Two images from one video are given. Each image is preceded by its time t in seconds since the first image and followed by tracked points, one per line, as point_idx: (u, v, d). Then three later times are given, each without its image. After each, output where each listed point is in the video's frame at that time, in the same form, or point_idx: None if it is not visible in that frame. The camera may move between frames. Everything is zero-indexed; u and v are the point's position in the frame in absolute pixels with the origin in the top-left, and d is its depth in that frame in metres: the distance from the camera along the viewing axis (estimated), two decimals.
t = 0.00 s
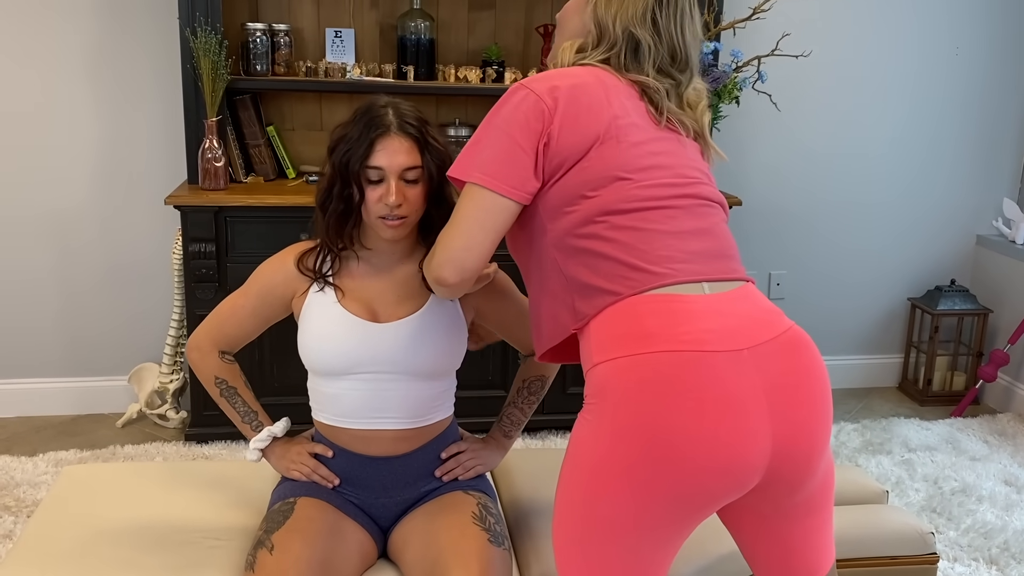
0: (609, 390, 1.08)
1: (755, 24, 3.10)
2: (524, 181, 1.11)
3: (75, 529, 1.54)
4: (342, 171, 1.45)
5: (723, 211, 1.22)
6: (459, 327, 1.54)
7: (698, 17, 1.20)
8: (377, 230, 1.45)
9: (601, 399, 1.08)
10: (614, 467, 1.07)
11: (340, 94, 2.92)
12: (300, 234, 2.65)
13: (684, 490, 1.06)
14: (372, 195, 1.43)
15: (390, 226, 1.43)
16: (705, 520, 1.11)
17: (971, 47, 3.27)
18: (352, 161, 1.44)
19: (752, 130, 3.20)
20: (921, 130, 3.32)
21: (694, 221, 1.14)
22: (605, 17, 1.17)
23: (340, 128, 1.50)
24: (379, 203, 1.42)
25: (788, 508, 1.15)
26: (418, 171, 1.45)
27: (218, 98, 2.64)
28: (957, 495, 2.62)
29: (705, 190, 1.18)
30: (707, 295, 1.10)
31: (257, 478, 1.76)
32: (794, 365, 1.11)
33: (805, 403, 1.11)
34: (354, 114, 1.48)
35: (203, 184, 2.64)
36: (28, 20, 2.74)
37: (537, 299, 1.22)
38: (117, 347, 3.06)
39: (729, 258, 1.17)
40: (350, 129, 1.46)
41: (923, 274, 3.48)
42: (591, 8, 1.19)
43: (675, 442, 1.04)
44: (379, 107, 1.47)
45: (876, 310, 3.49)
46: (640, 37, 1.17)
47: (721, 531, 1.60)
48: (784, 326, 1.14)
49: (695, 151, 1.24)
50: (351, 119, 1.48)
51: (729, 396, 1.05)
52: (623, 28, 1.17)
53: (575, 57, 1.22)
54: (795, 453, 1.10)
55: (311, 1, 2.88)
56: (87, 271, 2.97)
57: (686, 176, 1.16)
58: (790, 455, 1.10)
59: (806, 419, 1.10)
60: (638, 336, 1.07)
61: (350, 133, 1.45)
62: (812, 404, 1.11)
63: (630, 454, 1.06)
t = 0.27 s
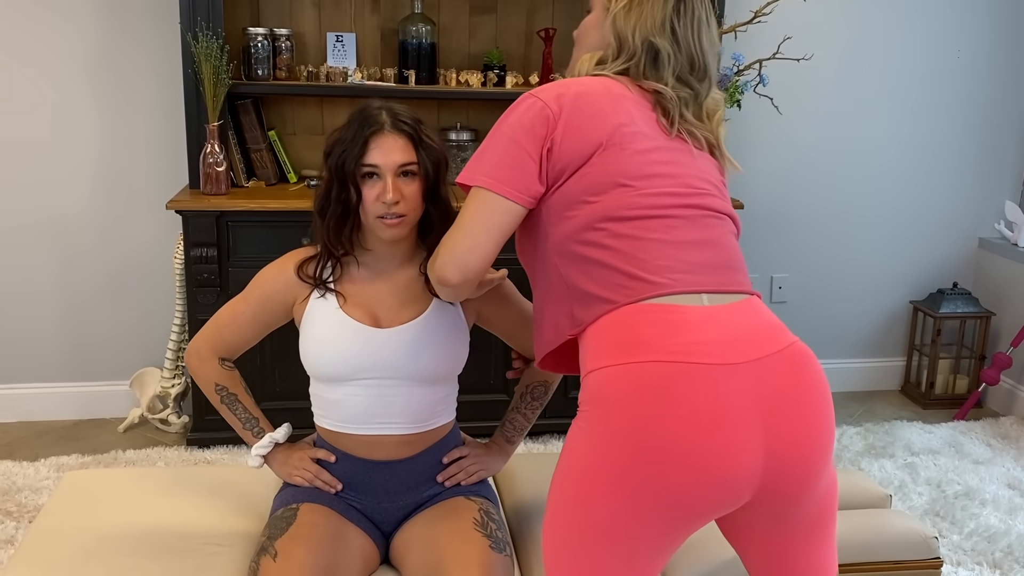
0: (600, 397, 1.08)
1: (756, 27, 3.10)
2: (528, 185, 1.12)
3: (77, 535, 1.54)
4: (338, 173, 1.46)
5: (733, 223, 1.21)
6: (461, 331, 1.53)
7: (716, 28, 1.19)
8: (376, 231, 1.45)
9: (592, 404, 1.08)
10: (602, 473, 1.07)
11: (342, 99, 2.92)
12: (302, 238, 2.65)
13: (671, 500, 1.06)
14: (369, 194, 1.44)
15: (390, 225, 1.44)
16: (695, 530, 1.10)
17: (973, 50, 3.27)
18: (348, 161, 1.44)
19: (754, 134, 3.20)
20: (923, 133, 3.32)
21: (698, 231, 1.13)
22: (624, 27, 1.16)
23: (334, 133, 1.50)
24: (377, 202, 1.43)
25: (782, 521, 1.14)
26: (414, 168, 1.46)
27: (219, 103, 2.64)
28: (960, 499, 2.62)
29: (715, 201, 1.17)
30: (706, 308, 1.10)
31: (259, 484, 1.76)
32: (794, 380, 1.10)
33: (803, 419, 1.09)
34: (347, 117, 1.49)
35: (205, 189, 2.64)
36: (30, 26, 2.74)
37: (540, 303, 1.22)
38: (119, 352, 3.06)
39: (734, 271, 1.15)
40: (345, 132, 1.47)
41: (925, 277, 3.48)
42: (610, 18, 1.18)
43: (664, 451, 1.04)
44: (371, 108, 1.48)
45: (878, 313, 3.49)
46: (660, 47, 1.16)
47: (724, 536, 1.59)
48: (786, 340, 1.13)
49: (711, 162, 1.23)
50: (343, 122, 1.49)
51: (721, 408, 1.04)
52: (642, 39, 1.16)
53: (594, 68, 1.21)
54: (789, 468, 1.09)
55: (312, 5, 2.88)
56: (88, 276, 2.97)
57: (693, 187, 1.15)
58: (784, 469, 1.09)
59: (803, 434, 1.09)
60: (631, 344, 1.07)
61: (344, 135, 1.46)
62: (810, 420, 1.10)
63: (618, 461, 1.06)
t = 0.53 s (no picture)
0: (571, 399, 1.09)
1: (757, 32, 3.11)
2: (539, 178, 1.13)
3: (80, 541, 1.53)
4: (341, 159, 1.50)
5: (749, 234, 1.18)
6: (463, 338, 1.52)
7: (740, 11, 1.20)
8: (378, 211, 1.46)
9: (564, 407, 1.10)
10: (567, 475, 1.08)
11: (344, 104, 2.93)
12: (304, 243, 2.65)
13: (629, 507, 1.06)
14: (371, 172, 1.47)
15: (392, 201, 1.45)
16: (662, 544, 1.09)
17: (974, 54, 3.26)
18: (350, 145, 1.49)
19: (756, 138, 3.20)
20: (925, 137, 3.32)
21: (697, 239, 1.12)
22: (653, 23, 1.16)
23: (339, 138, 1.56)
24: (379, 177, 1.45)
25: (758, 541, 1.12)
26: (415, 148, 1.50)
27: (221, 108, 2.64)
28: (964, 503, 2.61)
29: (727, 210, 1.15)
30: (689, 317, 1.10)
31: (261, 489, 1.75)
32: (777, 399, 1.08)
33: (778, 439, 1.07)
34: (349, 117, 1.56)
35: (207, 194, 2.64)
36: (33, 32, 2.75)
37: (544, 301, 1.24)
38: (120, 357, 3.06)
39: (735, 282, 1.14)
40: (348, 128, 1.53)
41: (928, 281, 3.48)
42: (638, 21, 1.18)
43: (623, 458, 1.05)
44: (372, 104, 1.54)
45: (881, 317, 3.48)
46: (694, 31, 1.15)
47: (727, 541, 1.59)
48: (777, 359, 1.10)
49: (743, 165, 1.20)
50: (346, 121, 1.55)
51: (685, 419, 1.04)
52: (675, 28, 1.15)
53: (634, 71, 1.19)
54: (757, 488, 1.07)
55: (315, 11, 2.88)
56: (90, 281, 2.97)
57: (701, 192, 1.13)
58: (752, 487, 1.07)
59: (779, 452, 1.07)
60: (605, 350, 1.08)
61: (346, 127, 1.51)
62: (787, 442, 1.08)
63: (580, 463, 1.07)
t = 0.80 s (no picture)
0: (606, 400, 1.11)
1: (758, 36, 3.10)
2: (584, 180, 1.14)
3: (81, 547, 1.53)
4: (342, 156, 1.51)
5: (796, 241, 1.17)
6: (467, 344, 1.52)
7: None
8: (380, 206, 1.47)
9: (600, 407, 1.11)
10: (598, 473, 1.09)
11: (345, 108, 2.92)
12: (306, 248, 2.65)
13: (659, 510, 1.07)
14: (374, 167, 1.47)
15: (395, 195, 1.46)
16: (691, 549, 1.10)
17: (976, 57, 3.26)
18: (352, 142, 1.50)
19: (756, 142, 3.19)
20: (928, 140, 3.31)
21: (743, 246, 1.11)
22: (688, 27, 1.18)
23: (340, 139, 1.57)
24: (382, 172, 1.46)
25: (786, 554, 1.12)
26: (418, 145, 1.51)
27: (223, 113, 2.64)
28: (967, 508, 2.60)
29: (774, 216, 1.14)
30: (730, 325, 1.09)
31: (263, 495, 1.75)
32: (816, 413, 1.07)
33: (812, 453, 1.06)
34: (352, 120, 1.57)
35: (208, 199, 2.64)
36: (33, 36, 2.75)
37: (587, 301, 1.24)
38: (122, 362, 3.06)
39: (779, 290, 1.13)
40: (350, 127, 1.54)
41: (929, 284, 3.47)
42: (673, 28, 1.20)
43: (656, 460, 1.06)
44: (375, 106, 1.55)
45: (882, 321, 3.48)
46: (730, 25, 1.16)
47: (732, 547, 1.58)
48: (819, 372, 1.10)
49: (791, 161, 1.20)
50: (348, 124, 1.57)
51: (720, 427, 1.05)
52: (711, 26, 1.17)
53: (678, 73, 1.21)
54: (788, 499, 1.07)
55: (316, 14, 2.89)
56: (92, 286, 2.97)
57: (748, 198, 1.12)
58: (782, 498, 1.07)
59: (811, 466, 1.06)
60: (642, 353, 1.09)
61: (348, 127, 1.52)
62: (822, 457, 1.07)
63: (612, 462, 1.08)
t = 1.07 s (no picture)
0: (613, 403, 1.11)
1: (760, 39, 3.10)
2: (607, 182, 1.14)
3: (83, 550, 1.53)
4: (348, 161, 1.51)
5: (823, 248, 1.16)
6: (471, 348, 1.51)
7: None
8: (386, 211, 1.47)
9: (607, 410, 1.11)
10: (602, 475, 1.10)
11: (347, 112, 2.93)
12: (307, 251, 2.65)
13: (663, 514, 1.06)
14: (379, 173, 1.47)
15: (401, 200, 1.45)
16: (694, 555, 1.09)
17: (978, 61, 3.27)
18: (357, 147, 1.50)
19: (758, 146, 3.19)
20: (930, 143, 3.31)
21: (765, 251, 1.10)
22: (717, 26, 1.19)
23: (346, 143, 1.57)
24: (388, 178, 1.46)
25: (791, 562, 1.11)
26: (423, 149, 1.50)
27: (224, 116, 2.64)
28: (969, 512, 2.60)
29: (799, 221, 1.13)
30: (744, 332, 1.09)
31: (265, 499, 1.75)
32: (825, 422, 1.06)
33: (818, 464, 1.05)
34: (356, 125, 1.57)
35: (209, 202, 2.64)
36: (35, 39, 2.75)
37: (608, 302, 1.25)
38: (124, 366, 3.06)
39: (800, 297, 1.12)
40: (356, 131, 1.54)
41: (931, 288, 3.47)
42: (703, 30, 1.21)
43: (661, 464, 1.06)
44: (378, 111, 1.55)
45: (884, 324, 3.47)
46: (760, 23, 1.17)
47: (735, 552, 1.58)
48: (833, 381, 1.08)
49: (823, 161, 1.20)
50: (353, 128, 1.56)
51: (726, 433, 1.04)
52: (740, 24, 1.18)
53: (707, 73, 1.21)
54: (793, 507, 1.06)
55: (317, 18, 2.89)
56: (93, 289, 2.97)
57: (770, 202, 1.12)
58: (787, 507, 1.06)
59: (815, 476, 1.05)
60: (652, 357, 1.09)
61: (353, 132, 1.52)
62: (829, 469, 1.06)
63: (616, 464, 1.08)
